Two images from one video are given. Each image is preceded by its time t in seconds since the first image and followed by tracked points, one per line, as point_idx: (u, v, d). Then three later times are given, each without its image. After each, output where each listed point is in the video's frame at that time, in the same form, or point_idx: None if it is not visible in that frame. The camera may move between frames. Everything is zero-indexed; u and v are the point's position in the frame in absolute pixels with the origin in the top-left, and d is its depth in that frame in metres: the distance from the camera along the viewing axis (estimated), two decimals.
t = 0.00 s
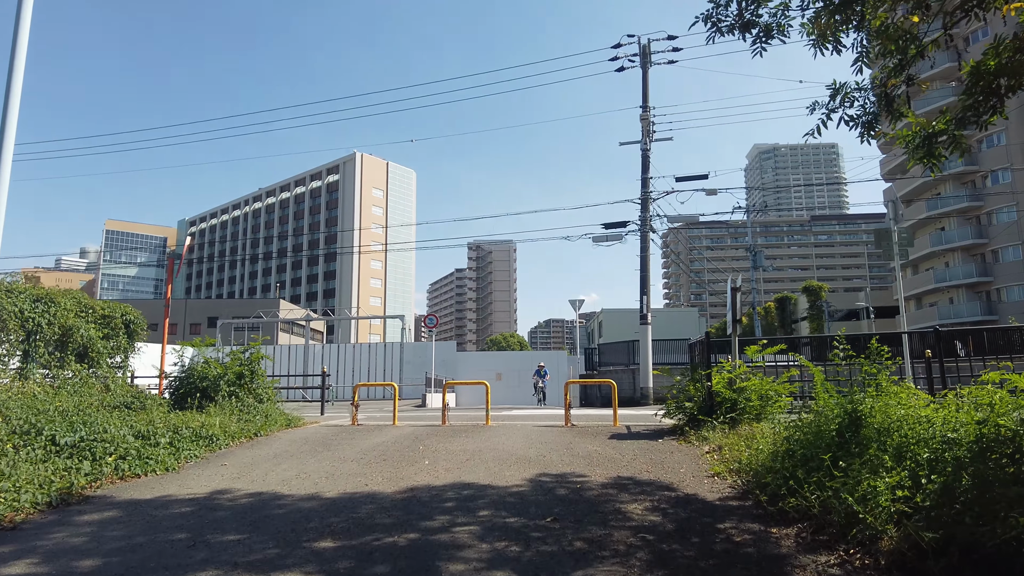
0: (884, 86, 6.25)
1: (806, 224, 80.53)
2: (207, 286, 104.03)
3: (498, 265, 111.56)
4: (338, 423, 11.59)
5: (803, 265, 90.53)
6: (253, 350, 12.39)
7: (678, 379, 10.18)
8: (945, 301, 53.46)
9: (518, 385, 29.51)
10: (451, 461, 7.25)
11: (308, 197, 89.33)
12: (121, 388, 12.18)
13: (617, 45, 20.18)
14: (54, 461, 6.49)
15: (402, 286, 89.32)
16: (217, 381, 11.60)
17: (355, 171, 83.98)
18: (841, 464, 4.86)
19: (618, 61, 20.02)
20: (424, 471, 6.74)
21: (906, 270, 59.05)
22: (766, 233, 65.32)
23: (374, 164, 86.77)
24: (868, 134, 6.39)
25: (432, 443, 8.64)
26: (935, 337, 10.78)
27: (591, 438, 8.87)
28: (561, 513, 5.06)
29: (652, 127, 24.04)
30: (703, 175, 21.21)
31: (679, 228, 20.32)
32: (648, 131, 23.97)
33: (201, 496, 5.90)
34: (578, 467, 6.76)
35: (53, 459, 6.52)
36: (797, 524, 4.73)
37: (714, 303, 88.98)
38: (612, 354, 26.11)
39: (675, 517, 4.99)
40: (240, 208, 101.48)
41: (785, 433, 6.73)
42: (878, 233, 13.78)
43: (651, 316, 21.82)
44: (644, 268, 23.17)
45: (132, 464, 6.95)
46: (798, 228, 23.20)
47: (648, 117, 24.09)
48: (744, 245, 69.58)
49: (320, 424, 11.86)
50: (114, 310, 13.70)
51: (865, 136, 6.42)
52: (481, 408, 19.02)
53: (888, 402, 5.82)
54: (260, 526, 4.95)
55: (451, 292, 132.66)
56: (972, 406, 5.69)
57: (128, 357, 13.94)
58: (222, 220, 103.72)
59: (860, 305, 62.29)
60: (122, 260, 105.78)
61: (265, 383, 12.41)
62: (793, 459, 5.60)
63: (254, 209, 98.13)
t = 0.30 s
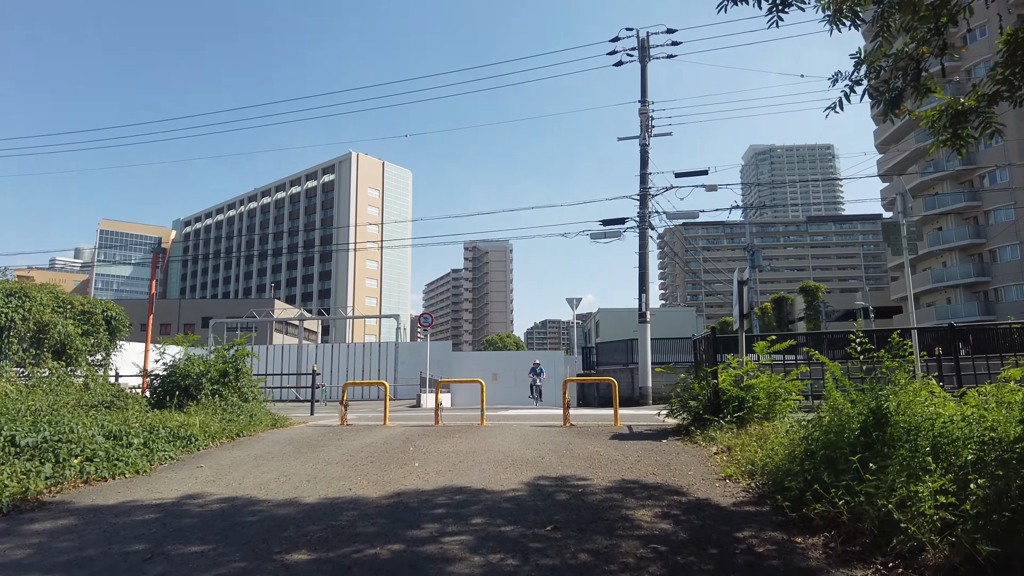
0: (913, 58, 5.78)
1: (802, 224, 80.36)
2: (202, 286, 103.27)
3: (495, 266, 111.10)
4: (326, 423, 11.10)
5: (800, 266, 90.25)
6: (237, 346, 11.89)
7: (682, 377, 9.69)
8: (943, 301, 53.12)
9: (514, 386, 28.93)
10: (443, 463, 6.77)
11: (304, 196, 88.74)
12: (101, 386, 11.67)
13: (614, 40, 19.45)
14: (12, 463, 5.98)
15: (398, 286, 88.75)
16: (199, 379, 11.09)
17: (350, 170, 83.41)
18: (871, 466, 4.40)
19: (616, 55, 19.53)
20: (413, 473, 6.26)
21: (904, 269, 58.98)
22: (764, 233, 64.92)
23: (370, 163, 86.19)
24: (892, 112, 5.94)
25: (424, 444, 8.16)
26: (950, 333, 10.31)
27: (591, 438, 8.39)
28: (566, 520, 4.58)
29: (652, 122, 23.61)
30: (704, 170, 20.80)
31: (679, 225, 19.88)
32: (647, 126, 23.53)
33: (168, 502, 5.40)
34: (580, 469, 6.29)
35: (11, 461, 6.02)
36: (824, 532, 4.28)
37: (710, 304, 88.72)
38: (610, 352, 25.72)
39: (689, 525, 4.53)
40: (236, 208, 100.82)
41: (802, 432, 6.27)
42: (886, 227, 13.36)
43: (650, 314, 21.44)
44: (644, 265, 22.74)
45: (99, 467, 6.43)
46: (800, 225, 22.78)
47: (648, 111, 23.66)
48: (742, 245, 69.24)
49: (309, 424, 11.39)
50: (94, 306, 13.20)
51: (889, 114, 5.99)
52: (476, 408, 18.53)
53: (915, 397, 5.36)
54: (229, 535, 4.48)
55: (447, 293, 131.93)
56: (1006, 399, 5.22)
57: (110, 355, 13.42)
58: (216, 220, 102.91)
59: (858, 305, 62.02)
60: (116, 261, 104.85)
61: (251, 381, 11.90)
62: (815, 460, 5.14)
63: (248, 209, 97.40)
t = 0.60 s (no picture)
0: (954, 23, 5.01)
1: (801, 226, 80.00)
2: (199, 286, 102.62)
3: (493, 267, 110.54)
4: (315, 428, 10.56)
5: (799, 267, 89.74)
6: (222, 345, 11.30)
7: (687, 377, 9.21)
8: (943, 302, 52.58)
9: (512, 387, 28.45)
10: (436, 471, 6.25)
11: (301, 196, 88.18)
12: (80, 386, 11.07)
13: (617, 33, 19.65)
14: None
15: (395, 286, 88.22)
16: (181, 380, 10.52)
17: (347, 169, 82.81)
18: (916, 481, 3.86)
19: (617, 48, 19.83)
20: (402, 483, 5.73)
21: (903, 269, 58.57)
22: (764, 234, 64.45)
23: (367, 162, 85.66)
24: (927, 88, 5.14)
25: (417, 449, 7.64)
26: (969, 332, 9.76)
27: (596, 443, 7.87)
28: (568, 539, 4.06)
29: (652, 116, 23.09)
30: (707, 166, 20.27)
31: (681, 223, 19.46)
32: (648, 121, 23.04)
33: (127, 515, 4.85)
34: (584, 478, 5.78)
35: None
36: (864, 555, 3.76)
37: (709, 305, 88.24)
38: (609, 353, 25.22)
39: (710, 545, 4.01)
40: (233, 208, 100.24)
41: (825, 437, 5.77)
42: (899, 221, 12.81)
43: (651, 314, 20.95)
44: (645, 264, 22.26)
45: (58, 475, 5.87)
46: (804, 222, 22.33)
47: (649, 106, 23.13)
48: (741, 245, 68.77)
49: (297, 427, 10.85)
50: (74, 304, 12.63)
51: (923, 90, 5.18)
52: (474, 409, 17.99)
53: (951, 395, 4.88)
54: (190, 556, 3.94)
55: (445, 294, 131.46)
56: None
57: (91, 354, 12.83)
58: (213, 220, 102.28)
59: (858, 305, 61.52)
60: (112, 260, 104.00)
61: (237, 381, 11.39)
62: (845, 470, 4.65)
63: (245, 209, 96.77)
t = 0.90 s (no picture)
0: None
1: (800, 225, 79.62)
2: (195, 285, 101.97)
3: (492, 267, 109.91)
4: (299, 430, 10.03)
5: (797, 266, 89.25)
6: (202, 343, 10.73)
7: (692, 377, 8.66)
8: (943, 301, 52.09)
9: (509, 386, 27.89)
10: (419, 479, 5.72)
11: (298, 195, 87.63)
12: (51, 386, 10.41)
13: (615, 26, 19.45)
14: None
15: (393, 285, 87.70)
16: (157, 380, 9.94)
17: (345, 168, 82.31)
18: (969, 504, 3.32)
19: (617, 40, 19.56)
20: (380, 493, 5.20)
21: (903, 269, 58.12)
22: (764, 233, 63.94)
23: (365, 161, 85.19)
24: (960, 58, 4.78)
25: (401, 454, 7.12)
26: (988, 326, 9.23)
27: (595, 447, 7.36)
28: (564, 563, 3.55)
29: (652, 110, 22.60)
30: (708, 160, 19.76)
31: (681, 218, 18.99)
32: (647, 115, 22.52)
33: (66, 531, 4.31)
34: (582, 487, 5.26)
35: None
36: None
37: (707, 304, 87.77)
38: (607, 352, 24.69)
39: (727, 570, 3.48)
40: (230, 207, 99.61)
41: (847, 441, 5.25)
42: (911, 213, 12.30)
43: (651, 312, 20.41)
44: (644, 262, 21.74)
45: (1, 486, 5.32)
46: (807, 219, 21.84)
47: (648, 99, 22.62)
48: (741, 244, 68.28)
49: (279, 430, 10.30)
50: (47, 302, 12.05)
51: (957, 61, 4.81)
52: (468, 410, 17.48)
53: (993, 396, 4.36)
54: None
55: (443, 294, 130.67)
56: None
57: (65, 354, 12.20)
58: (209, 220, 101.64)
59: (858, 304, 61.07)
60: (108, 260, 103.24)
61: (217, 382, 10.83)
62: (875, 480, 4.13)
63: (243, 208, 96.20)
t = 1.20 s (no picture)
0: None
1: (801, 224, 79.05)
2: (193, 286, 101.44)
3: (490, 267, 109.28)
4: (281, 439, 9.49)
5: (796, 266, 88.84)
6: (181, 346, 10.17)
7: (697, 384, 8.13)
8: (946, 301, 51.62)
9: (508, 387, 27.26)
10: (399, 501, 5.17)
11: (296, 195, 87.05)
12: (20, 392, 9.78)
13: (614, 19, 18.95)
14: None
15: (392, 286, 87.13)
16: (130, 387, 9.37)
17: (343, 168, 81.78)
18: None
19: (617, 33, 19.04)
20: (354, 520, 4.64)
21: (905, 269, 57.47)
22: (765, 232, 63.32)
23: (363, 160, 84.66)
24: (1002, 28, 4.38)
25: (383, 468, 6.57)
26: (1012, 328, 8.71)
27: (595, 460, 6.83)
28: None
29: (652, 106, 22.06)
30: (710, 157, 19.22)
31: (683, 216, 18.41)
32: (648, 110, 21.98)
33: None
34: (580, 512, 4.72)
35: None
36: None
37: (707, 304, 87.28)
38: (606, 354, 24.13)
39: None
40: (228, 207, 99.05)
41: (874, 459, 4.73)
42: (925, 209, 11.78)
43: (652, 313, 19.85)
44: (644, 261, 21.21)
45: None
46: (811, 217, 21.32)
47: (648, 93, 22.08)
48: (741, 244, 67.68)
49: (259, 438, 9.74)
50: (19, 302, 11.40)
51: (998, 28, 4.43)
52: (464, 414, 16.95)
53: None
54: None
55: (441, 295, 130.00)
56: None
57: (39, 358, 11.56)
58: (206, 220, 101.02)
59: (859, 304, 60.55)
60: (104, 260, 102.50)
61: (196, 388, 10.26)
62: (916, 510, 3.60)
63: (240, 208, 95.61)
